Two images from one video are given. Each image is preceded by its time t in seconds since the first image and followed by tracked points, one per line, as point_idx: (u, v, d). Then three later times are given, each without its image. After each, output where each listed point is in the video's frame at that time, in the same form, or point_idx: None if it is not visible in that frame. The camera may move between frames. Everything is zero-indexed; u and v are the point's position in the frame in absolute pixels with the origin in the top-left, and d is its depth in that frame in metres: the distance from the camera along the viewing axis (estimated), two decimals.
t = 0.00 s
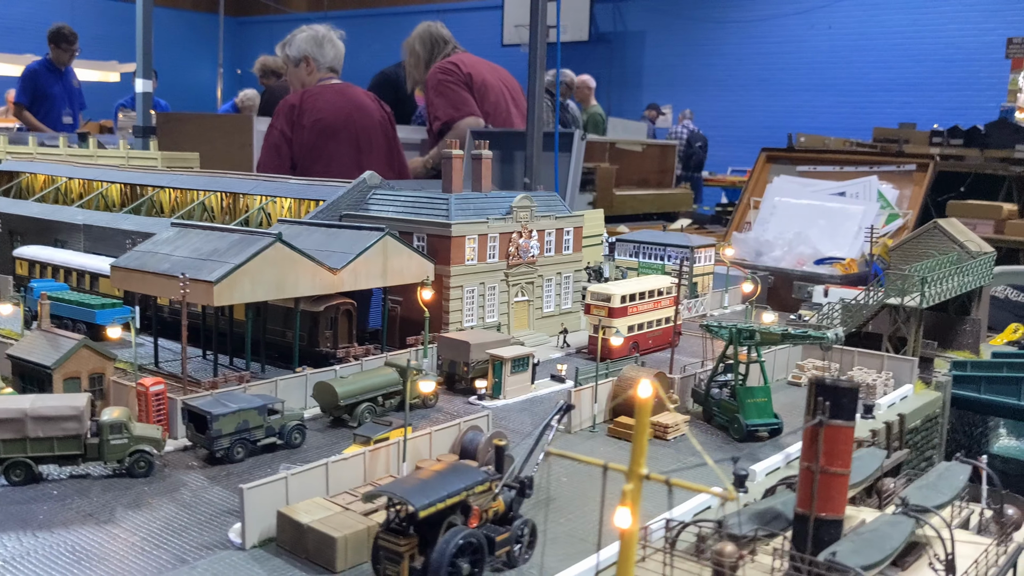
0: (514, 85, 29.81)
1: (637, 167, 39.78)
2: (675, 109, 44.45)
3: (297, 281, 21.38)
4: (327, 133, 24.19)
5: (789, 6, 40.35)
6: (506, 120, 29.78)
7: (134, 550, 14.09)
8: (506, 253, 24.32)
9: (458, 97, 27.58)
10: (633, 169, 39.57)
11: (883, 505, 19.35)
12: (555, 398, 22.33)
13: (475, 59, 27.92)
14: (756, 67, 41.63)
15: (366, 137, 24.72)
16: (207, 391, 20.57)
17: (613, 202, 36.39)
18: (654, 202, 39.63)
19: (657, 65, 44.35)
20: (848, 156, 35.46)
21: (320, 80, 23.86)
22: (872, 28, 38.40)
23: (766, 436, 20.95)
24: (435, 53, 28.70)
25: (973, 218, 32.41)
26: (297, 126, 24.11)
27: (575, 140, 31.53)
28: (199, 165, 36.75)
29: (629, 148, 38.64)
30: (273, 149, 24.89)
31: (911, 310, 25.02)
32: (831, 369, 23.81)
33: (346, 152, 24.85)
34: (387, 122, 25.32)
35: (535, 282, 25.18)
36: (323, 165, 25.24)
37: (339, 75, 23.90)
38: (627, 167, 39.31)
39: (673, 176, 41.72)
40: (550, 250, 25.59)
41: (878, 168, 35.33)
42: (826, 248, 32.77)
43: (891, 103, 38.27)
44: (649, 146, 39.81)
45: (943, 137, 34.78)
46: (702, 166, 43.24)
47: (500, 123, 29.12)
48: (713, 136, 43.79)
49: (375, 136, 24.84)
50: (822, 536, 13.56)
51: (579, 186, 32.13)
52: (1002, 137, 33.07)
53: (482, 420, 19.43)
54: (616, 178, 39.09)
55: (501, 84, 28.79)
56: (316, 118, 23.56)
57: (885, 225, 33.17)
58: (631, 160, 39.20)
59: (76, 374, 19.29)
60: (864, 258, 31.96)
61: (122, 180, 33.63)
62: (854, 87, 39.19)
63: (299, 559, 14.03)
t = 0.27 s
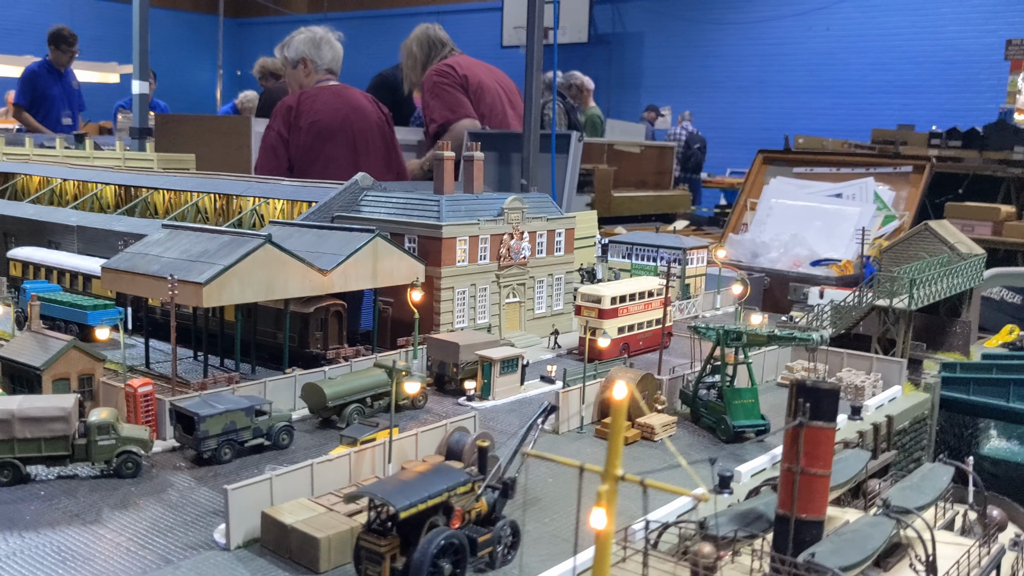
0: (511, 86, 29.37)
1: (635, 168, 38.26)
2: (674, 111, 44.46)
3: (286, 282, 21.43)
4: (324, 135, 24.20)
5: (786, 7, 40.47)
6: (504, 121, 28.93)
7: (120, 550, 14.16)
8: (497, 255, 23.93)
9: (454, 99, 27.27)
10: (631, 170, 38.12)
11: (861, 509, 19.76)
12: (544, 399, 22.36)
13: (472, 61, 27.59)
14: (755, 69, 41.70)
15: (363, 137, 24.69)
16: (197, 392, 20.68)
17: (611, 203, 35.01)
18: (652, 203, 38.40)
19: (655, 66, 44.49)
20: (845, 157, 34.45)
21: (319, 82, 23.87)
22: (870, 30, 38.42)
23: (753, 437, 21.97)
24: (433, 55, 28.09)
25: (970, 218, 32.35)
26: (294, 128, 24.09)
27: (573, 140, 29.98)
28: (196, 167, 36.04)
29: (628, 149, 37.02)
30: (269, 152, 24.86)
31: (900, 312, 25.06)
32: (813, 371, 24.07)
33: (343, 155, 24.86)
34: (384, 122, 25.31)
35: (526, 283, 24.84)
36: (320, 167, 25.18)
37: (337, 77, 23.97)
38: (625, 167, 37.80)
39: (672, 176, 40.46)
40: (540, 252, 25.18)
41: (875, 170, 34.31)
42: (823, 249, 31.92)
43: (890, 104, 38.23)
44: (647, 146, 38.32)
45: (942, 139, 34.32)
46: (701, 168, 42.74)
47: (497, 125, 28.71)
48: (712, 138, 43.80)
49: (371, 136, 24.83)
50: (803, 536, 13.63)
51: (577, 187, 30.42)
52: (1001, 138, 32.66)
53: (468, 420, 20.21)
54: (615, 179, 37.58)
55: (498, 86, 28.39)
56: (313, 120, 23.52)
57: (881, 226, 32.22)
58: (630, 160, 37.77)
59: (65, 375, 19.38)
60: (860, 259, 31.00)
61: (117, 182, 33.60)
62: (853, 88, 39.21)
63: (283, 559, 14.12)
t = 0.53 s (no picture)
0: (511, 82, 27.86)
1: (637, 165, 35.50)
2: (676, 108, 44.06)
3: (272, 283, 21.07)
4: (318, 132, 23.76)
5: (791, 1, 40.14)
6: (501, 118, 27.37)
7: (99, 557, 13.84)
8: (490, 255, 23.51)
9: (451, 95, 25.71)
10: (633, 167, 35.36)
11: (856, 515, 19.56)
12: (535, 402, 22.08)
13: (469, 57, 26.02)
14: (760, 65, 41.33)
15: (357, 136, 24.20)
16: (183, 395, 20.37)
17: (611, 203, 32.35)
18: (654, 201, 35.94)
19: (657, 61, 44.13)
20: (848, 154, 33.41)
21: (314, 78, 23.45)
22: (876, 25, 38.03)
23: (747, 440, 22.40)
24: (430, 50, 27.47)
25: (973, 217, 31.96)
26: (287, 125, 23.63)
27: (572, 139, 27.97)
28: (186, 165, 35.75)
29: (629, 146, 34.30)
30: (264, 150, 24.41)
31: (899, 313, 24.79)
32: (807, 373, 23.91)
33: (338, 152, 24.27)
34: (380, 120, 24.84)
35: (519, 284, 24.41)
36: (314, 166, 24.73)
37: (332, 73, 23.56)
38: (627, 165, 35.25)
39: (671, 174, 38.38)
40: (534, 252, 24.66)
41: (880, 166, 33.21)
42: (825, 248, 31.28)
43: (896, 100, 37.92)
44: (649, 142, 35.57)
45: (947, 135, 33.95)
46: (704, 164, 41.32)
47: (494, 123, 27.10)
48: (714, 134, 43.50)
49: (366, 135, 24.35)
50: (793, 544, 13.29)
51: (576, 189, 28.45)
52: (1007, 136, 32.23)
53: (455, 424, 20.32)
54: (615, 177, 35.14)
55: (496, 82, 26.89)
56: (306, 117, 23.15)
57: (885, 225, 31.31)
58: (632, 157, 35.17)
59: (47, 377, 19.14)
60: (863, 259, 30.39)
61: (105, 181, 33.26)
62: (858, 83, 38.86)
63: (265, 566, 13.87)
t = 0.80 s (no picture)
0: (509, 38, 23.94)
1: (662, 141, 29.48)
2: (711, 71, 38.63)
3: (213, 278, 17.45)
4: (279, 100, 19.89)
5: None
6: (498, 82, 23.68)
7: None
8: (479, 246, 19.71)
9: (439, 54, 21.75)
10: (657, 142, 29.44)
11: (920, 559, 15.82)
12: (529, 422, 18.47)
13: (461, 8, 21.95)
14: (808, 23, 36.17)
15: (326, 104, 20.36)
16: (103, 414, 16.89)
17: (632, 183, 27.96)
18: (683, 184, 29.96)
19: (688, 17, 38.96)
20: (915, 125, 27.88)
21: (272, 35, 19.50)
22: None
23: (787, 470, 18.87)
24: None
25: None
26: (241, 90, 19.59)
27: (584, 107, 23.92)
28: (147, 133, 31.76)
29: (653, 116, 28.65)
30: (210, 118, 20.24)
31: (972, 316, 20.84)
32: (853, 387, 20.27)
33: (302, 121, 20.40)
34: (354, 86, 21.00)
35: (514, 281, 20.51)
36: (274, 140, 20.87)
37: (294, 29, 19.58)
38: (652, 140, 29.21)
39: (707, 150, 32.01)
40: (533, 241, 20.75)
41: (953, 140, 27.71)
42: (888, 239, 26.06)
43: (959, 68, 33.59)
44: (676, 113, 29.62)
45: None
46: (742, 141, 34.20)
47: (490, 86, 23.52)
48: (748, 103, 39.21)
49: (338, 104, 20.51)
50: None
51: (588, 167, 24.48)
52: None
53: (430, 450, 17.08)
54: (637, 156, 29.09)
55: (493, 39, 22.97)
56: (264, 82, 19.26)
57: (959, 212, 26.19)
58: (656, 131, 29.08)
59: None
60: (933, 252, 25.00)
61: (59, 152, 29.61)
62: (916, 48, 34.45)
63: None
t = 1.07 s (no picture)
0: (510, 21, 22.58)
1: (671, 129, 27.17)
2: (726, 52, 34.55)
3: (180, 276, 16.12)
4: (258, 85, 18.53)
5: None
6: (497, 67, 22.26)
7: None
8: (468, 240, 18.31)
9: (431, 34, 20.46)
10: (666, 131, 27.09)
11: None
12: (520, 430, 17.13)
13: None
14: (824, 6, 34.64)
15: (309, 90, 18.99)
16: (60, 420, 15.60)
17: (639, 175, 26.32)
18: (693, 176, 27.88)
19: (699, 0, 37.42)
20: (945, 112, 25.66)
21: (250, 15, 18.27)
22: None
23: (799, 480, 17.76)
24: None
25: None
26: (217, 75, 18.29)
27: (587, 92, 22.34)
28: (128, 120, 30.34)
29: (661, 104, 26.36)
30: (185, 103, 18.95)
31: (1002, 316, 19.32)
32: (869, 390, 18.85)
33: (282, 106, 19.06)
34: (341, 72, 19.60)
35: (508, 278, 19.12)
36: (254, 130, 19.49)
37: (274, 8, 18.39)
38: (659, 130, 26.86)
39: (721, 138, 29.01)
40: (528, 234, 19.34)
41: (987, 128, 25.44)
42: (915, 234, 24.10)
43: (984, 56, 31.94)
44: (687, 99, 27.10)
45: None
46: (762, 127, 30.09)
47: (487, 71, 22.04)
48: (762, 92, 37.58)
49: (322, 90, 19.12)
50: None
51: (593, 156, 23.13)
52: None
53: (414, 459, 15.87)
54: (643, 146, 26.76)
55: (492, 20, 21.60)
56: (241, 64, 17.95)
57: (993, 205, 23.97)
58: (665, 119, 26.71)
59: None
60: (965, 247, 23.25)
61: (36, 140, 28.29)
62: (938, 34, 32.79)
63: None
